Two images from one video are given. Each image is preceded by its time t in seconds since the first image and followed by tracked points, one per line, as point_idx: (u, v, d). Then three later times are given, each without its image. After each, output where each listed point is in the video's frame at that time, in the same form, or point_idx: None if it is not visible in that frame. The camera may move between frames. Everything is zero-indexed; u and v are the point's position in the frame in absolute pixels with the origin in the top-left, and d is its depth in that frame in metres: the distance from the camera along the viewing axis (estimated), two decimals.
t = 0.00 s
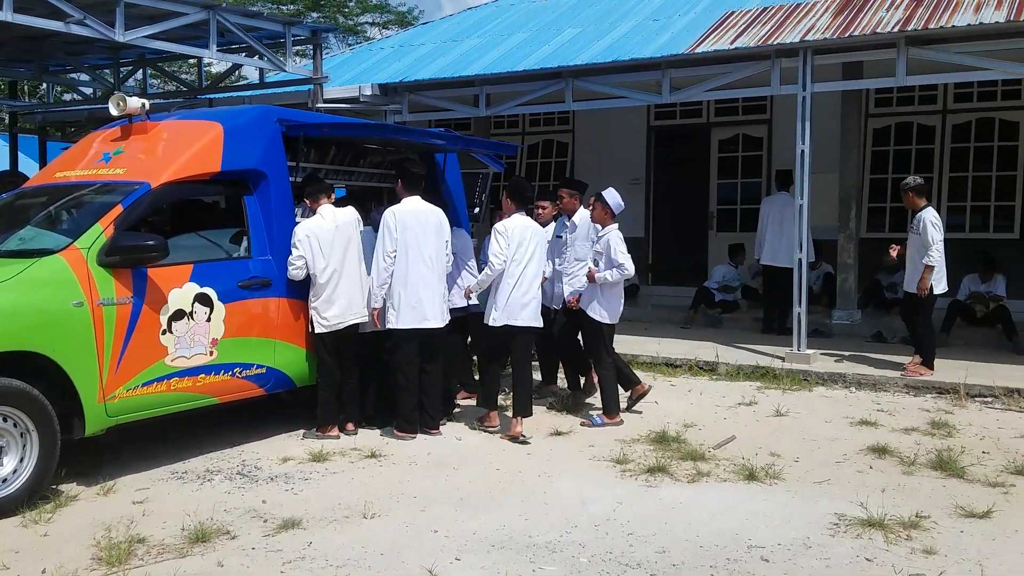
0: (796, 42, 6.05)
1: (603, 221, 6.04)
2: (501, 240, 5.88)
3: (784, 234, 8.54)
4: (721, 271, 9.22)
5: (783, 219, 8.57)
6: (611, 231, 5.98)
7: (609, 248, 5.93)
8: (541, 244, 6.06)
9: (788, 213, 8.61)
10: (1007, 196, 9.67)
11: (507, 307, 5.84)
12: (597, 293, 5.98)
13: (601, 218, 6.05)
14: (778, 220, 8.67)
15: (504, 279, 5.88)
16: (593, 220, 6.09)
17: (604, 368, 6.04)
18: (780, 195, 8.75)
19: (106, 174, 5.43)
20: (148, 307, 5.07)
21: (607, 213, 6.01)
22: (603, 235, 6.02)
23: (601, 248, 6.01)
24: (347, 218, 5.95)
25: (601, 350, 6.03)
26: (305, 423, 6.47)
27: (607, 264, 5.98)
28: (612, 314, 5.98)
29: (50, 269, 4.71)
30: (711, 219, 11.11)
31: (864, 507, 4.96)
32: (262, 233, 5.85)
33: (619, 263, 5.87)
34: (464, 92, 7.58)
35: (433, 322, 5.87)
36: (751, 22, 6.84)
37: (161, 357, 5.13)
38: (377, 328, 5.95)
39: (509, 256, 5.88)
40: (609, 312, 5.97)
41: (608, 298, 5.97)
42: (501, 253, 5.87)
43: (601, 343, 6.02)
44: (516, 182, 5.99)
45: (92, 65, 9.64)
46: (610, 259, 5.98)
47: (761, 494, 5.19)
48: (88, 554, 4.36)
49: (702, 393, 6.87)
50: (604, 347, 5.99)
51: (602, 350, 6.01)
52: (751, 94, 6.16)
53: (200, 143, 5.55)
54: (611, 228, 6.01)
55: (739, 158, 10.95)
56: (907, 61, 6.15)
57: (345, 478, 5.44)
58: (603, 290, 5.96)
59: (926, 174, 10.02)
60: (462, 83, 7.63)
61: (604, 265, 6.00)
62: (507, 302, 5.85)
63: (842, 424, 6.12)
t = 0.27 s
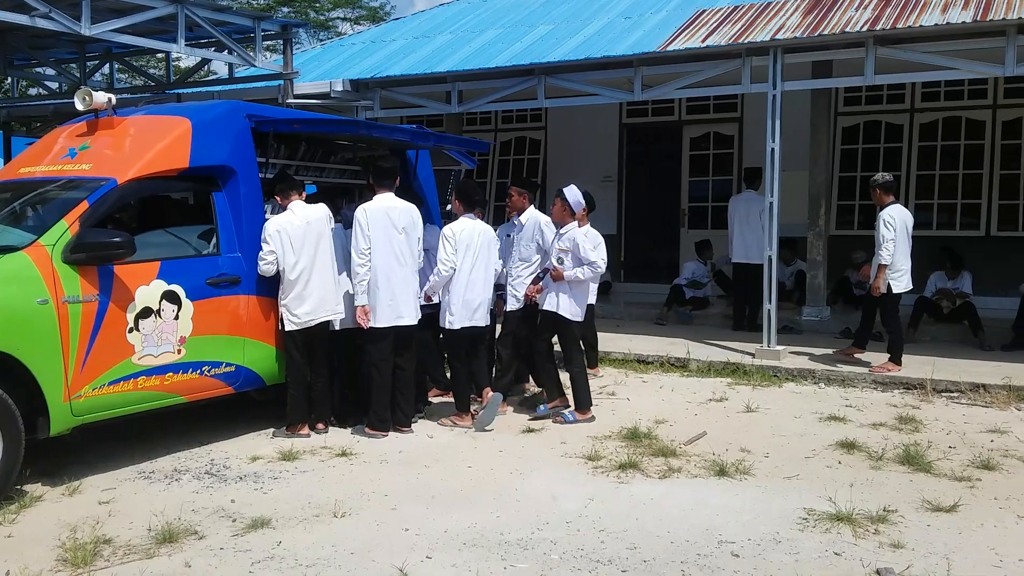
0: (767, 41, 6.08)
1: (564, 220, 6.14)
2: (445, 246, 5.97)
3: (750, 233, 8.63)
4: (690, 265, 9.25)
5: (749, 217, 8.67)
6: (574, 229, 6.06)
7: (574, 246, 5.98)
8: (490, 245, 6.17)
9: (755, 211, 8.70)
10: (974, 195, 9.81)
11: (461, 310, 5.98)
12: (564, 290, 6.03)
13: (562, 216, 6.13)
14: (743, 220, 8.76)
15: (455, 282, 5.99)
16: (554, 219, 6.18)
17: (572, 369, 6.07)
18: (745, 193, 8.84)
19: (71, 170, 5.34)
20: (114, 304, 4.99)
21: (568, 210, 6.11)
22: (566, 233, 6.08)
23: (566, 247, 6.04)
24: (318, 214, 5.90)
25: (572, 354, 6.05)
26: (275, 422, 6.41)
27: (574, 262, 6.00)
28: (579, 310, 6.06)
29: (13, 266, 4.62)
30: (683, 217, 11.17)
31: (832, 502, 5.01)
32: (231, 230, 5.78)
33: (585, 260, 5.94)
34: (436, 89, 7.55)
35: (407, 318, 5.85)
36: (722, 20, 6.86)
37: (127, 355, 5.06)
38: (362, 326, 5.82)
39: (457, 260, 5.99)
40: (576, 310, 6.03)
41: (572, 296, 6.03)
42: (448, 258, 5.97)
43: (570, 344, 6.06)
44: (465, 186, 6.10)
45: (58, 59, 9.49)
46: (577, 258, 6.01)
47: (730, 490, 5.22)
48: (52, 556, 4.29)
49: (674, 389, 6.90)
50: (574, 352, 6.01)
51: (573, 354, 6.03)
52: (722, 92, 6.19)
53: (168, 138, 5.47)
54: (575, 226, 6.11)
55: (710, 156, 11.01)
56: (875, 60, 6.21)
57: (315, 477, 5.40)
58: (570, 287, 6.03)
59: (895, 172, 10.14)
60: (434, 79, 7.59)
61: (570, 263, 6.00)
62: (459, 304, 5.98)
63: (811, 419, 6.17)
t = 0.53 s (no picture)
0: (732, 37, 6.15)
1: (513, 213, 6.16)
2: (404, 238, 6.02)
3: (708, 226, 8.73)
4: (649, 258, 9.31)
5: (709, 212, 8.79)
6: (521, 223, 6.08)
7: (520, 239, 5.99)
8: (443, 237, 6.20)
9: (714, 205, 8.82)
10: (933, 189, 9.99)
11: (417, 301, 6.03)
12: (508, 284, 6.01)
13: (510, 211, 6.17)
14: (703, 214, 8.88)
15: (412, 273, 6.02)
16: (503, 212, 6.22)
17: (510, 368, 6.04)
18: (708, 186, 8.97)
19: (32, 162, 5.27)
20: (77, 297, 4.94)
21: (515, 205, 6.14)
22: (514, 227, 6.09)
23: (512, 241, 6.04)
24: (287, 208, 5.89)
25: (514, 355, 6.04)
26: (241, 416, 6.39)
27: (521, 256, 6.00)
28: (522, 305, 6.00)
29: None
30: (649, 211, 11.24)
31: (793, 490, 5.10)
32: (197, 222, 5.73)
33: (530, 254, 5.94)
34: (405, 81, 7.57)
35: (373, 313, 5.82)
36: (688, 15, 6.92)
37: (91, 349, 5.01)
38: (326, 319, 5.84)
39: (416, 252, 6.03)
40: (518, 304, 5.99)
41: (517, 292, 5.99)
42: (407, 251, 6.02)
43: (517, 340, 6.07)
44: (416, 177, 6.17)
45: (19, 49, 9.33)
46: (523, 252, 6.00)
47: (693, 479, 5.29)
48: (15, 552, 4.26)
49: (640, 381, 6.97)
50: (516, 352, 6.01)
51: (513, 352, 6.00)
52: (687, 87, 6.24)
53: (132, 130, 5.41)
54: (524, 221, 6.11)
55: (676, 150, 11.11)
56: (837, 56, 6.30)
57: (281, 470, 5.39)
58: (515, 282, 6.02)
59: (857, 167, 10.30)
60: (402, 71, 7.58)
61: (516, 257, 5.99)
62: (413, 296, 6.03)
63: (774, 409, 6.27)
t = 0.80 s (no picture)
0: (680, 35, 6.20)
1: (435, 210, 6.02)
2: (348, 233, 5.98)
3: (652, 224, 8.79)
4: (589, 258, 9.31)
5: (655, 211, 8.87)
6: (445, 221, 5.97)
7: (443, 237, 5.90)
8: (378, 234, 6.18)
9: (661, 205, 8.89)
10: (874, 187, 10.20)
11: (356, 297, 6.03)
12: (427, 281, 5.93)
13: (434, 207, 6.02)
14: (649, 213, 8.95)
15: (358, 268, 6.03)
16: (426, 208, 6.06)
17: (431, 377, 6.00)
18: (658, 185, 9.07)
19: None
20: (10, 297, 4.79)
21: (439, 202, 5.99)
22: (436, 224, 5.98)
23: (435, 238, 5.95)
24: (232, 206, 5.79)
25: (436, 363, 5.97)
26: (184, 417, 6.27)
27: (443, 253, 5.92)
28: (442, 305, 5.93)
29: None
30: (598, 207, 11.30)
31: (737, 484, 5.16)
32: (136, 220, 5.60)
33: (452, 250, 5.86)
34: (353, 76, 7.51)
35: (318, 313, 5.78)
36: (636, 13, 6.96)
37: (24, 350, 4.86)
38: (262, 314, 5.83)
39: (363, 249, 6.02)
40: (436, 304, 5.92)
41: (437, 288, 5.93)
42: (355, 247, 5.99)
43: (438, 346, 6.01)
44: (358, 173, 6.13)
45: None
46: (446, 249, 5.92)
47: (640, 474, 5.33)
48: None
49: (588, 377, 7.01)
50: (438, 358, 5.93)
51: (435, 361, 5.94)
52: (636, 85, 6.27)
53: (69, 125, 5.25)
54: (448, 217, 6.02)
55: (624, 148, 11.19)
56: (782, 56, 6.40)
57: (224, 472, 5.30)
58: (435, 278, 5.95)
59: (800, 165, 10.49)
60: (351, 67, 7.52)
61: (438, 254, 5.91)
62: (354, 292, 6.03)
63: (719, 404, 6.35)
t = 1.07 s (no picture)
0: (616, 32, 6.25)
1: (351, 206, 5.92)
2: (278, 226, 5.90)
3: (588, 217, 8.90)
4: (525, 254, 9.36)
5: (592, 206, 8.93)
6: (360, 216, 5.86)
7: (359, 232, 5.77)
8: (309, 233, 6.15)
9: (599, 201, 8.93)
10: (805, 182, 10.44)
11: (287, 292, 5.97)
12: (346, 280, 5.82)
13: (348, 204, 5.93)
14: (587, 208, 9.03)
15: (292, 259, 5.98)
16: (342, 205, 5.97)
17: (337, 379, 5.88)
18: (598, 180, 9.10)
19: None
20: None
21: (353, 198, 5.89)
22: (351, 220, 5.87)
23: (350, 234, 5.81)
24: (161, 199, 5.65)
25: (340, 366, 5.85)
26: (113, 416, 6.11)
27: (359, 250, 5.78)
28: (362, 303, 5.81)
29: None
30: (538, 202, 11.37)
31: (672, 475, 5.24)
32: (61, 214, 5.43)
33: (367, 246, 5.73)
34: (288, 69, 7.42)
35: (252, 308, 5.72)
36: (574, 10, 7.00)
37: None
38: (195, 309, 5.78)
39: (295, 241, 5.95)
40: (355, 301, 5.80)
41: (354, 287, 5.80)
42: (287, 240, 5.92)
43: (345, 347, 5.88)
44: (290, 163, 6.09)
45: None
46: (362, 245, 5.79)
47: (576, 466, 5.38)
48: None
49: (527, 371, 7.04)
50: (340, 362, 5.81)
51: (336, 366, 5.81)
52: (573, 81, 6.31)
53: None
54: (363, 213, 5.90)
55: (563, 143, 11.29)
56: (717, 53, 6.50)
57: (155, 472, 5.19)
58: (353, 276, 5.84)
59: (734, 161, 10.69)
60: (287, 59, 7.42)
61: (354, 251, 5.77)
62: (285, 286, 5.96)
63: (655, 396, 6.43)
